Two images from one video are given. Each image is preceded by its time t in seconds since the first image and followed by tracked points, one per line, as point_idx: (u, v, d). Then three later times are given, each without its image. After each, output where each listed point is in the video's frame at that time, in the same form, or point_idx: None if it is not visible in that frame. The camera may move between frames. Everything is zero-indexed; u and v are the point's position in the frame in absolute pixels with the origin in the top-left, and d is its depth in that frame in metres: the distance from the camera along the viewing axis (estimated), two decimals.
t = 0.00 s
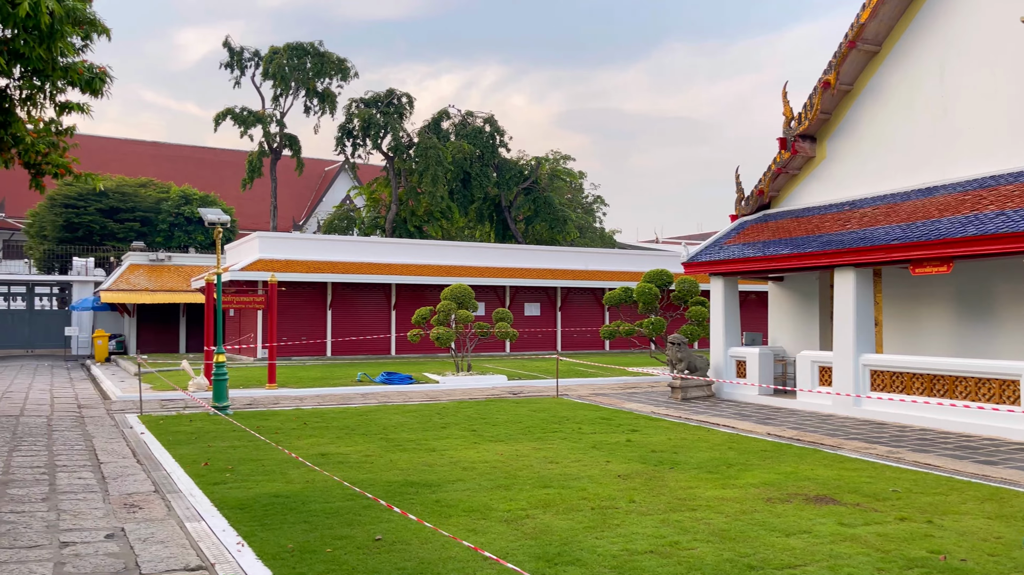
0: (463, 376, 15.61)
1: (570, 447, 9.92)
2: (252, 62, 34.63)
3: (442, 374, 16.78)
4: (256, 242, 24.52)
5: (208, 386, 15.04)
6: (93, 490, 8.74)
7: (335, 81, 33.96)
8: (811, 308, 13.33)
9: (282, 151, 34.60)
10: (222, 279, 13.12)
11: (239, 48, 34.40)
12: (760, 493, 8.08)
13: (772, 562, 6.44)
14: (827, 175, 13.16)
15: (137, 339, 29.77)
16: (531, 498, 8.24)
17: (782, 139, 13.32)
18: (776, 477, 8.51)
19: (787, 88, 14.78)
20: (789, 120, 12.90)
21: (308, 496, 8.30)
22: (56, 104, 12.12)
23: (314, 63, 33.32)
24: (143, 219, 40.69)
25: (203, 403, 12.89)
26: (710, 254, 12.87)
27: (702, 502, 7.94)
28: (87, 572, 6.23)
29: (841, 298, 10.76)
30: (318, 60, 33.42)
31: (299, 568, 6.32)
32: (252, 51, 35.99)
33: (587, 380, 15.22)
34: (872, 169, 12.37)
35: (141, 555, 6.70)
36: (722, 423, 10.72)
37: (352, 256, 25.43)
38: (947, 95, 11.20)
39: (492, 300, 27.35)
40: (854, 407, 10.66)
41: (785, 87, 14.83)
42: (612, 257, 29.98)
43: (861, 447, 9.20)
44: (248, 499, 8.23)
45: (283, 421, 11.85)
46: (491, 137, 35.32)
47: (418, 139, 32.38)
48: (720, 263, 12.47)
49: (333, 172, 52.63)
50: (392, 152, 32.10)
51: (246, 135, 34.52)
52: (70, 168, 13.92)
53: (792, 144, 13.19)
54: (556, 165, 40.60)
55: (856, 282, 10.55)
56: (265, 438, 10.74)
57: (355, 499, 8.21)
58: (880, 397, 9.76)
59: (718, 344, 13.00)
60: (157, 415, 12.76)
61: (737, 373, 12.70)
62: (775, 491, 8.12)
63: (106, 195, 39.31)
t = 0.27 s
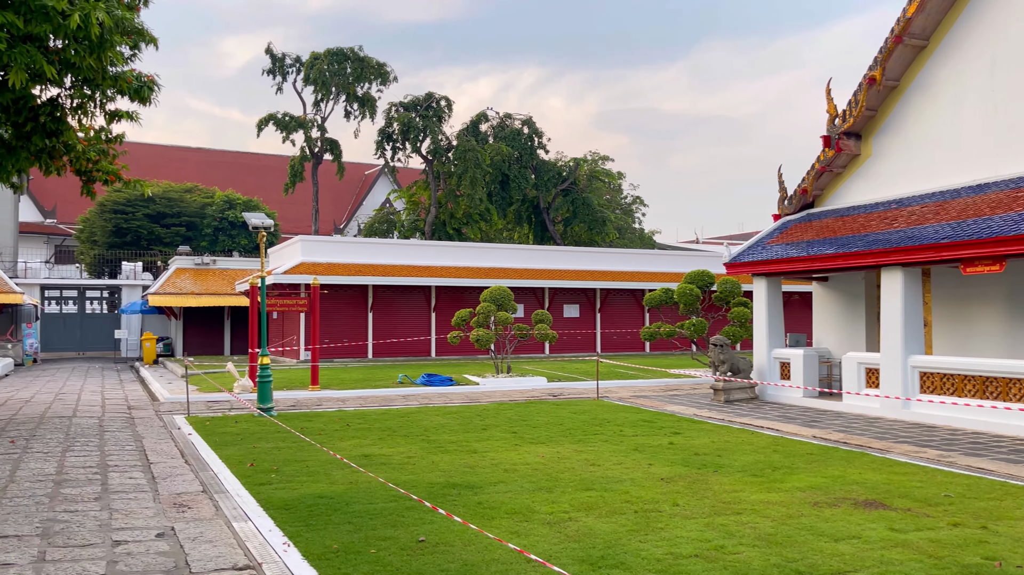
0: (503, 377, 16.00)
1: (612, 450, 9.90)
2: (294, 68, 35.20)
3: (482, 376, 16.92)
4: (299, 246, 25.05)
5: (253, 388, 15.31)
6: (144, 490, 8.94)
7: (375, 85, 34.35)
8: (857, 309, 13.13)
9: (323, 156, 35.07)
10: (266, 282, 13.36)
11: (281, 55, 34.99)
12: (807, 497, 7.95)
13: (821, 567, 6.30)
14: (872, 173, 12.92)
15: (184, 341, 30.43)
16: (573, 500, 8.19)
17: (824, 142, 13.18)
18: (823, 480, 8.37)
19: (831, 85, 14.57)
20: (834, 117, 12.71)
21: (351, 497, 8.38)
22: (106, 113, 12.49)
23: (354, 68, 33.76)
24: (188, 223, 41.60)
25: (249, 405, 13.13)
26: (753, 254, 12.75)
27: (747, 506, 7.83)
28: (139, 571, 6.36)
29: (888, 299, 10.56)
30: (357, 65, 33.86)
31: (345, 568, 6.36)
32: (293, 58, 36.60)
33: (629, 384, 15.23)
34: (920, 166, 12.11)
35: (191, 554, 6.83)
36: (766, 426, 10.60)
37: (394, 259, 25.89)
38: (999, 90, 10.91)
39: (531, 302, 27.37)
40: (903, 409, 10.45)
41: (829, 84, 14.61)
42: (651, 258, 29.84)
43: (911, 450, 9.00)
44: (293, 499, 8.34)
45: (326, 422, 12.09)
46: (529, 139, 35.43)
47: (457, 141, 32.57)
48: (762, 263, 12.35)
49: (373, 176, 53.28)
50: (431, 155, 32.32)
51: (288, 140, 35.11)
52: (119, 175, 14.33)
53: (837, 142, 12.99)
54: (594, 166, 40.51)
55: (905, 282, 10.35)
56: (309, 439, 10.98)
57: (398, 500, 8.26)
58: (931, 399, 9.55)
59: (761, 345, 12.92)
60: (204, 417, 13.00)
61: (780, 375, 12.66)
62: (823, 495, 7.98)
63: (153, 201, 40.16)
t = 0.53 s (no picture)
0: (542, 379, 16.01)
1: (654, 452, 9.85)
2: (334, 74, 35.67)
3: (522, 377, 16.98)
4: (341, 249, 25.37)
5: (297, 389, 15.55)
6: (192, 490, 9.12)
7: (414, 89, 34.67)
8: (905, 308, 12.86)
9: (364, 160, 35.48)
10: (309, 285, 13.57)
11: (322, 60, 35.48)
12: (855, 501, 7.80)
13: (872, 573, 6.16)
14: (921, 170, 12.65)
15: (228, 343, 31.04)
16: (616, 503, 8.13)
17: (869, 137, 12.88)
18: (872, 484, 8.21)
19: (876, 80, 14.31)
20: (880, 114, 12.47)
21: (394, 498, 8.44)
22: (155, 120, 12.79)
23: (394, 72, 34.10)
24: (233, 228, 42.43)
25: (293, 407, 13.35)
26: (796, 254, 12.58)
27: (793, 510, 7.71)
28: (189, 569, 6.49)
29: (938, 298, 10.33)
30: (397, 69, 34.20)
31: (390, 569, 6.39)
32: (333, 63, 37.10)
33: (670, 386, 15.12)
34: (971, 163, 11.82)
35: (239, 553, 6.94)
36: (811, 428, 10.44)
37: (434, 262, 26.13)
38: None
39: (571, 304, 27.34)
40: (954, 412, 10.21)
41: (875, 79, 14.34)
42: (692, 258, 29.59)
43: (963, 454, 8.79)
44: (338, 500, 8.44)
45: (368, 424, 12.27)
46: (568, 140, 35.40)
47: (496, 144, 32.64)
48: (807, 263, 12.18)
49: (413, 179, 53.87)
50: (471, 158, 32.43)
51: (329, 145, 35.59)
52: (166, 181, 14.70)
53: (883, 138, 12.74)
54: (633, 166, 40.30)
55: (956, 281, 10.12)
56: (352, 440, 11.13)
57: (441, 501, 8.30)
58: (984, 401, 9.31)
59: (806, 345, 12.75)
60: (249, 418, 13.20)
61: (826, 376, 12.45)
62: (872, 500, 7.82)
63: (199, 206, 41.09)
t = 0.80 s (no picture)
0: (584, 381, 15.92)
1: (697, 454, 9.78)
2: (374, 78, 36.05)
3: (563, 379, 16.98)
4: (381, 252, 25.64)
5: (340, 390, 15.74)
6: (238, 489, 9.31)
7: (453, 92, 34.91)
8: (955, 308, 12.57)
9: (404, 163, 35.80)
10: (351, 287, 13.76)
11: (362, 65, 35.90)
12: (904, 505, 7.64)
13: None
14: (970, 167, 12.34)
15: (272, 345, 31.58)
16: (658, 506, 8.07)
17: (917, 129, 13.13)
18: (922, 488, 8.03)
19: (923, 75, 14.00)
20: (927, 110, 12.21)
21: (437, 499, 8.51)
22: (200, 126, 13.08)
23: (433, 75, 34.37)
24: (276, 231, 43.18)
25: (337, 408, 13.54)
26: (841, 253, 12.39)
27: (840, 514, 7.57)
28: (236, 568, 6.62)
29: (990, 297, 10.08)
30: (436, 72, 34.47)
31: (432, 569, 6.44)
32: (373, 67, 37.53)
33: (712, 387, 14.98)
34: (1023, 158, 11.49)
35: (284, 552, 7.06)
36: (858, 431, 10.26)
37: (473, 263, 26.26)
38: None
39: (610, 305, 27.23)
40: (1007, 414, 9.96)
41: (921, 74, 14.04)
42: (734, 258, 29.25)
43: (1017, 457, 8.55)
44: (380, 500, 8.53)
45: (410, 424, 12.42)
46: (607, 140, 35.28)
47: (535, 145, 32.65)
48: (852, 263, 11.99)
49: (452, 182, 54.18)
50: (509, 160, 32.49)
51: (369, 148, 36.00)
52: (211, 186, 15.03)
53: (931, 135, 12.47)
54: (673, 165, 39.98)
55: (1008, 280, 9.86)
56: (394, 441, 11.27)
57: (482, 502, 8.34)
58: None
59: (851, 346, 12.54)
60: (293, 419, 13.41)
61: (872, 378, 12.22)
62: (922, 504, 7.66)
63: (243, 210, 41.95)
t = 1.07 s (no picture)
0: (628, 382, 15.84)
1: (744, 456, 9.63)
2: (418, 80, 36.36)
3: (607, 379, 16.90)
4: (426, 253, 25.85)
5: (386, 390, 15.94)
6: (287, 488, 9.47)
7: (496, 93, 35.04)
8: (1013, 307, 12.17)
9: (447, 164, 36.04)
10: (396, 288, 13.90)
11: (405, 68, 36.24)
12: (960, 510, 7.41)
13: None
14: None
15: (319, 346, 32.08)
16: (705, 508, 7.96)
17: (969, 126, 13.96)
18: (979, 493, 7.78)
19: (979, 68, 13.58)
20: (983, 103, 11.84)
21: (481, 499, 8.53)
22: (249, 131, 13.36)
23: (476, 77, 34.53)
24: (322, 233, 43.86)
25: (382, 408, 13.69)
26: (893, 251, 12.09)
27: (893, 518, 7.37)
28: (284, 565, 6.72)
29: None
30: (479, 74, 34.63)
31: (477, 569, 6.45)
32: (416, 70, 37.86)
33: (760, 389, 14.76)
34: None
35: (331, 551, 7.15)
36: (911, 433, 10.00)
37: (517, 264, 26.31)
38: None
39: (655, 305, 27.00)
40: None
41: (977, 67, 13.61)
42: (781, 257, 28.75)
43: None
44: (425, 500, 8.59)
45: (454, 424, 12.50)
46: (650, 139, 35.00)
47: (578, 145, 32.54)
48: (904, 261, 11.70)
49: (495, 182, 54.46)
50: (552, 160, 32.45)
51: (413, 150, 36.33)
52: (259, 189, 15.33)
53: (987, 129, 12.09)
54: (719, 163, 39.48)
55: None
56: (439, 441, 11.36)
57: (526, 503, 8.34)
58: None
59: (904, 346, 12.22)
60: (340, 418, 13.59)
61: (926, 379, 11.89)
62: (978, 509, 7.42)
63: (290, 213, 42.72)
